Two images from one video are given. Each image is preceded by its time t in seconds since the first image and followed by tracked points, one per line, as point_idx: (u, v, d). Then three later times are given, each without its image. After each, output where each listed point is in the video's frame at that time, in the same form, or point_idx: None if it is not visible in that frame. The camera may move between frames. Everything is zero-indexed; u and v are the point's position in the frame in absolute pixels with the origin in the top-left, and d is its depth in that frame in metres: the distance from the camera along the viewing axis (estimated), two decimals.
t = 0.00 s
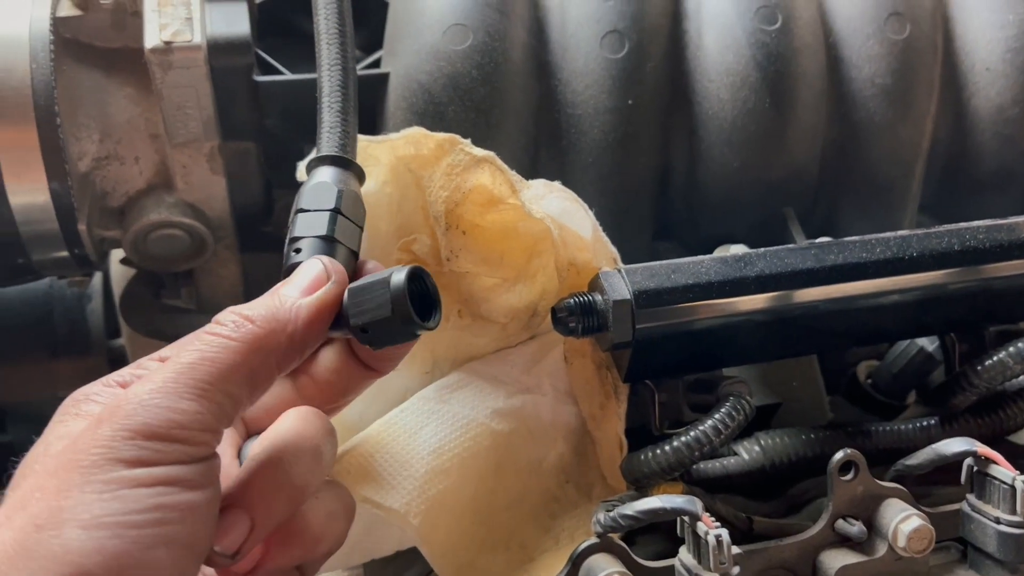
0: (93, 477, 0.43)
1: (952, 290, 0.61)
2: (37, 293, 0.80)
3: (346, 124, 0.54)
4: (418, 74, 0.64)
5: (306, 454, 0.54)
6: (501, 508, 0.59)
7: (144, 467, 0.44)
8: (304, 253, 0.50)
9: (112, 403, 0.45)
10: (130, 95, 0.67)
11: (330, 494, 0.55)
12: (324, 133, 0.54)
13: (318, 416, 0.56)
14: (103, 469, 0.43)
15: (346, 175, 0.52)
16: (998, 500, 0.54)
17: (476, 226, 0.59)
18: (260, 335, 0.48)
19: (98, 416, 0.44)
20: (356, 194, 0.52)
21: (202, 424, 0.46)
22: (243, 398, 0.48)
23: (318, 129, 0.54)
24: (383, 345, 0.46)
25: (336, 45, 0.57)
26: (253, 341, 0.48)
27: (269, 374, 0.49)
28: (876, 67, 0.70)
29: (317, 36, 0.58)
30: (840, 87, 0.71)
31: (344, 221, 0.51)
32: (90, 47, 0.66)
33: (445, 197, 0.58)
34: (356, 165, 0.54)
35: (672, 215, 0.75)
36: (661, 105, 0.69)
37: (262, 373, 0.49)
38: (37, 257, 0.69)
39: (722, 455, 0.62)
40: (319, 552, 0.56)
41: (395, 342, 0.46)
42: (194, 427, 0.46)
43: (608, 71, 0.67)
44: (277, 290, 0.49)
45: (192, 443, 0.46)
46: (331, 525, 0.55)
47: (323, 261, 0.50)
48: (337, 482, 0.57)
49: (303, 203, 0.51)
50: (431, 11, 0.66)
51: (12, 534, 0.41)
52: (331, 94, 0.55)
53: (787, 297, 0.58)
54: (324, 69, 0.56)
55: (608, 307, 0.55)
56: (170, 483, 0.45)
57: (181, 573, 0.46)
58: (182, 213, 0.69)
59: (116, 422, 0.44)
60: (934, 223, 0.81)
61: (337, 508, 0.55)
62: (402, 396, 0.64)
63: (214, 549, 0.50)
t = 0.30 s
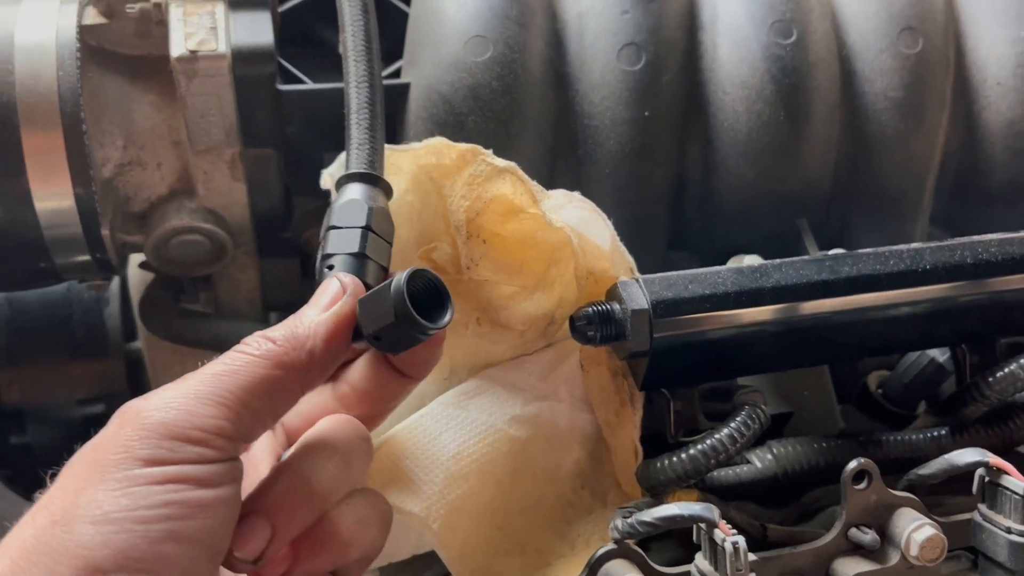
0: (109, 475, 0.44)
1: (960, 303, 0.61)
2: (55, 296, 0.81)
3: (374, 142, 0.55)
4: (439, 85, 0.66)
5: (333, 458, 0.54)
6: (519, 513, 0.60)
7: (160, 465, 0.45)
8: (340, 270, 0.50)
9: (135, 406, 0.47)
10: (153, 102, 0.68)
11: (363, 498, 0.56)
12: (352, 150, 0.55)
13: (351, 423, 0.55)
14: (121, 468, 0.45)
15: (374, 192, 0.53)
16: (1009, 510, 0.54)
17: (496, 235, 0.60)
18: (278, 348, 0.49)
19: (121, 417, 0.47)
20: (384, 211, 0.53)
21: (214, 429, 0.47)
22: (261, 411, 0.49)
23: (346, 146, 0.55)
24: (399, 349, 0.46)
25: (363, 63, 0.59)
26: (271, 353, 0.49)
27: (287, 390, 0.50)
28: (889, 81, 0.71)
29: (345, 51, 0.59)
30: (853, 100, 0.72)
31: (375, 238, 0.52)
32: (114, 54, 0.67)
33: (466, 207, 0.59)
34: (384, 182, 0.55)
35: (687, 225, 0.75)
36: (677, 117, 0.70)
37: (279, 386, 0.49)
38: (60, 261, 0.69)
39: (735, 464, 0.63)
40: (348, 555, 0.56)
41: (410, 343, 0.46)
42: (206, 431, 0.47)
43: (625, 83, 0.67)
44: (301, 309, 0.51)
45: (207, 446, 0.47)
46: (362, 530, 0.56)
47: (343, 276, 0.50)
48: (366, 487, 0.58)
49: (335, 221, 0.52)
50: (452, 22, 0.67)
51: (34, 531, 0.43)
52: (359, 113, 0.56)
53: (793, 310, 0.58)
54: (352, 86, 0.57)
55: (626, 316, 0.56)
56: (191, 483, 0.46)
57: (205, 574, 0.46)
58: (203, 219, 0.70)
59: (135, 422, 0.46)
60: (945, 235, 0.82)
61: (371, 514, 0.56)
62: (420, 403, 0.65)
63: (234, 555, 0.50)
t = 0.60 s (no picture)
0: (134, 467, 0.45)
1: (974, 306, 0.62)
2: (72, 297, 0.81)
3: (401, 151, 0.56)
4: (459, 88, 0.66)
5: (356, 459, 0.54)
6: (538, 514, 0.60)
7: (184, 457, 0.46)
8: (371, 279, 0.51)
9: (165, 405, 0.48)
10: (173, 103, 0.68)
11: (386, 499, 0.56)
12: (380, 159, 0.55)
13: (377, 423, 0.55)
14: (146, 459, 0.45)
15: (401, 200, 0.53)
16: None
17: (517, 237, 0.61)
18: (302, 351, 0.50)
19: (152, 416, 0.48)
20: (412, 219, 0.54)
21: (236, 424, 0.48)
22: (283, 412, 0.49)
23: (374, 154, 0.56)
24: (414, 350, 0.45)
25: (389, 71, 0.59)
26: (296, 355, 0.50)
27: (309, 393, 0.50)
28: (904, 86, 0.72)
29: (370, 57, 0.60)
30: (869, 105, 0.72)
31: (405, 246, 0.52)
32: (135, 56, 0.67)
33: (487, 209, 0.60)
34: (411, 190, 0.55)
35: (702, 228, 0.76)
36: (694, 121, 0.70)
37: (301, 388, 0.50)
38: (79, 261, 0.70)
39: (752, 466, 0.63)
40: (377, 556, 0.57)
41: (423, 342, 0.45)
42: (228, 426, 0.47)
43: (643, 87, 0.68)
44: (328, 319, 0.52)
45: (230, 440, 0.47)
46: (387, 531, 0.56)
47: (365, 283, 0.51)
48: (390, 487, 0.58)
49: (365, 230, 0.52)
50: (472, 26, 0.67)
51: (63, 524, 0.45)
52: (386, 120, 0.56)
53: (799, 313, 0.59)
54: (379, 96, 0.58)
55: (647, 318, 0.56)
56: (215, 472, 0.46)
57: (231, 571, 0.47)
58: (223, 220, 0.70)
59: (164, 417, 0.47)
60: (957, 240, 0.82)
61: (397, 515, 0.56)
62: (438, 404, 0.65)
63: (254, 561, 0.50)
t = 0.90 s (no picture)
0: (141, 466, 0.45)
1: (985, 310, 0.62)
2: (79, 299, 0.81)
3: (415, 151, 0.55)
4: (470, 90, 0.66)
5: (371, 456, 0.53)
6: (550, 516, 0.60)
7: (188, 455, 0.46)
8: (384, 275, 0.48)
9: (174, 408, 0.49)
10: (183, 105, 0.68)
11: (402, 497, 0.54)
12: (393, 159, 0.54)
13: (399, 422, 0.54)
14: (151, 459, 0.46)
15: (415, 199, 0.52)
16: None
17: (527, 239, 0.61)
18: (308, 352, 0.50)
19: (161, 419, 0.48)
20: (427, 218, 0.52)
21: (240, 422, 0.47)
22: (287, 412, 0.49)
23: (388, 155, 0.55)
24: (412, 345, 0.44)
25: (402, 70, 0.59)
26: (301, 356, 0.50)
27: (313, 393, 0.49)
28: (913, 90, 0.72)
29: (386, 58, 0.60)
30: (878, 109, 0.72)
31: (421, 245, 0.51)
32: (146, 58, 0.67)
33: (499, 211, 0.60)
34: (425, 190, 0.55)
35: (712, 231, 0.76)
36: (703, 124, 0.70)
37: (305, 388, 0.49)
38: (88, 261, 0.70)
39: (762, 469, 0.63)
40: (392, 557, 0.54)
41: (421, 334, 0.43)
42: (231, 424, 0.47)
43: (653, 90, 0.68)
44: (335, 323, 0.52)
45: (234, 438, 0.47)
46: (403, 530, 0.54)
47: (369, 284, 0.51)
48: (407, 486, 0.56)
49: (381, 229, 0.51)
50: (482, 29, 0.67)
51: (72, 522, 0.45)
52: (401, 117, 0.56)
53: (801, 318, 0.58)
54: (392, 95, 0.57)
55: (659, 321, 0.56)
56: (219, 468, 0.46)
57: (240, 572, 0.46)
58: (231, 221, 0.70)
59: (171, 418, 0.48)
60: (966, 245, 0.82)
61: (412, 513, 0.54)
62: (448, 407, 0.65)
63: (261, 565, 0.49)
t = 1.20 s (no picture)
0: (134, 472, 0.45)
1: (984, 316, 0.62)
2: (77, 302, 0.81)
3: (413, 155, 0.55)
4: (470, 95, 0.66)
5: (368, 460, 0.52)
6: (549, 520, 0.60)
7: (182, 459, 0.46)
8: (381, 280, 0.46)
9: (169, 413, 0.48)
10: (182, 109, 0.68)
11: (398, 501, 0.54)
12: (392, 161, 0.54)
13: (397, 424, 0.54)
14: (145, 463, 0.45)
15: (414, 203, 0.51)
16: None
17: (527, 243, 0.60)
18: (303, 355, 0.50)
19: (156, 423, 0.48)
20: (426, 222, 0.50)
21: (235, 426, 0.47)
22: (282, 416, 0.49)
23: (387, 158, 0.54)
24: (404, 348, 0.43)
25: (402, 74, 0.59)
26: (296, 360, 0.50)
27: (309, 397, 0.49)
28: (913, 96, 0.72)
29: (385, 63, 0.59)
30: (877, 115, 0.73)
31: (420, 249, 0.49)
32: (145, 61, 0.67)
33: (499, 216, 0.60)
34: (425, 194, 0.53)
35: (712, 236, 0.76)
36: (703, 129, 0.71)
37: (301, 392, 0.49)
38: (86, 265, 0.70)
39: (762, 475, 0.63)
40: (388, 561, 0.54)
41: (408, 336, 0.43)
42: (226, 427, 0.47)
43: (652, 94, 0.68)
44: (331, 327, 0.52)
45: (229, 442, 0.47)
46: (399, 533, 0.53)
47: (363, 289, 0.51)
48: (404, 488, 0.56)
49: (379, 232, 0.49)
50: (481, 33, 0.67)
51: (67, 527, 0.45)
52: (399, 121, 0.56)
53: (801, 323, 0.58)
54: (391, 98, 0.57)
55: (658, 326, 0.56)
56: (212, 472, 0.46)
57: None
58: (230, 225, 0.70)
59: (165, 423, 0.47)
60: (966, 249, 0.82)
61: (408, 516, 0.54)
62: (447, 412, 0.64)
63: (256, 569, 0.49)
